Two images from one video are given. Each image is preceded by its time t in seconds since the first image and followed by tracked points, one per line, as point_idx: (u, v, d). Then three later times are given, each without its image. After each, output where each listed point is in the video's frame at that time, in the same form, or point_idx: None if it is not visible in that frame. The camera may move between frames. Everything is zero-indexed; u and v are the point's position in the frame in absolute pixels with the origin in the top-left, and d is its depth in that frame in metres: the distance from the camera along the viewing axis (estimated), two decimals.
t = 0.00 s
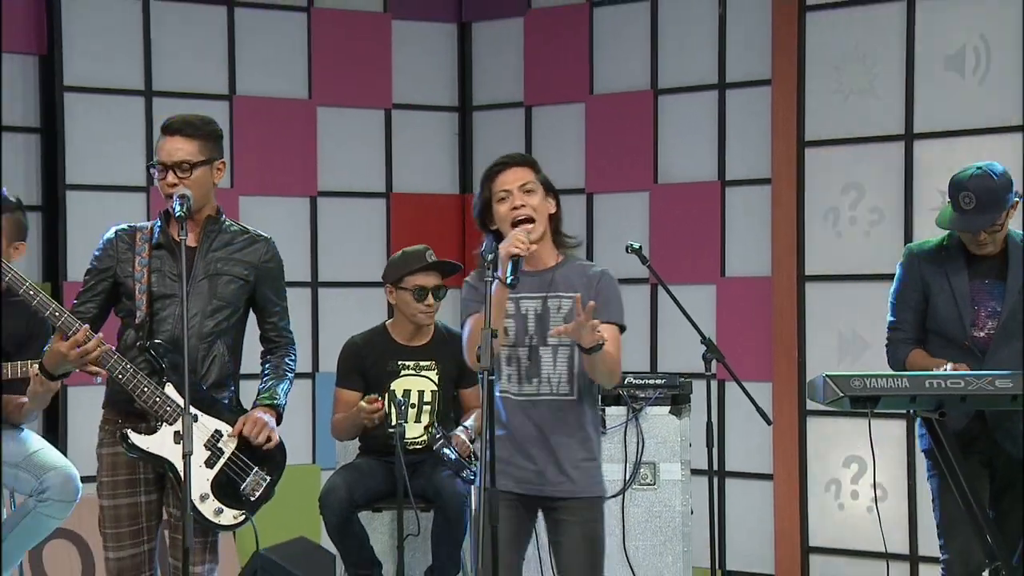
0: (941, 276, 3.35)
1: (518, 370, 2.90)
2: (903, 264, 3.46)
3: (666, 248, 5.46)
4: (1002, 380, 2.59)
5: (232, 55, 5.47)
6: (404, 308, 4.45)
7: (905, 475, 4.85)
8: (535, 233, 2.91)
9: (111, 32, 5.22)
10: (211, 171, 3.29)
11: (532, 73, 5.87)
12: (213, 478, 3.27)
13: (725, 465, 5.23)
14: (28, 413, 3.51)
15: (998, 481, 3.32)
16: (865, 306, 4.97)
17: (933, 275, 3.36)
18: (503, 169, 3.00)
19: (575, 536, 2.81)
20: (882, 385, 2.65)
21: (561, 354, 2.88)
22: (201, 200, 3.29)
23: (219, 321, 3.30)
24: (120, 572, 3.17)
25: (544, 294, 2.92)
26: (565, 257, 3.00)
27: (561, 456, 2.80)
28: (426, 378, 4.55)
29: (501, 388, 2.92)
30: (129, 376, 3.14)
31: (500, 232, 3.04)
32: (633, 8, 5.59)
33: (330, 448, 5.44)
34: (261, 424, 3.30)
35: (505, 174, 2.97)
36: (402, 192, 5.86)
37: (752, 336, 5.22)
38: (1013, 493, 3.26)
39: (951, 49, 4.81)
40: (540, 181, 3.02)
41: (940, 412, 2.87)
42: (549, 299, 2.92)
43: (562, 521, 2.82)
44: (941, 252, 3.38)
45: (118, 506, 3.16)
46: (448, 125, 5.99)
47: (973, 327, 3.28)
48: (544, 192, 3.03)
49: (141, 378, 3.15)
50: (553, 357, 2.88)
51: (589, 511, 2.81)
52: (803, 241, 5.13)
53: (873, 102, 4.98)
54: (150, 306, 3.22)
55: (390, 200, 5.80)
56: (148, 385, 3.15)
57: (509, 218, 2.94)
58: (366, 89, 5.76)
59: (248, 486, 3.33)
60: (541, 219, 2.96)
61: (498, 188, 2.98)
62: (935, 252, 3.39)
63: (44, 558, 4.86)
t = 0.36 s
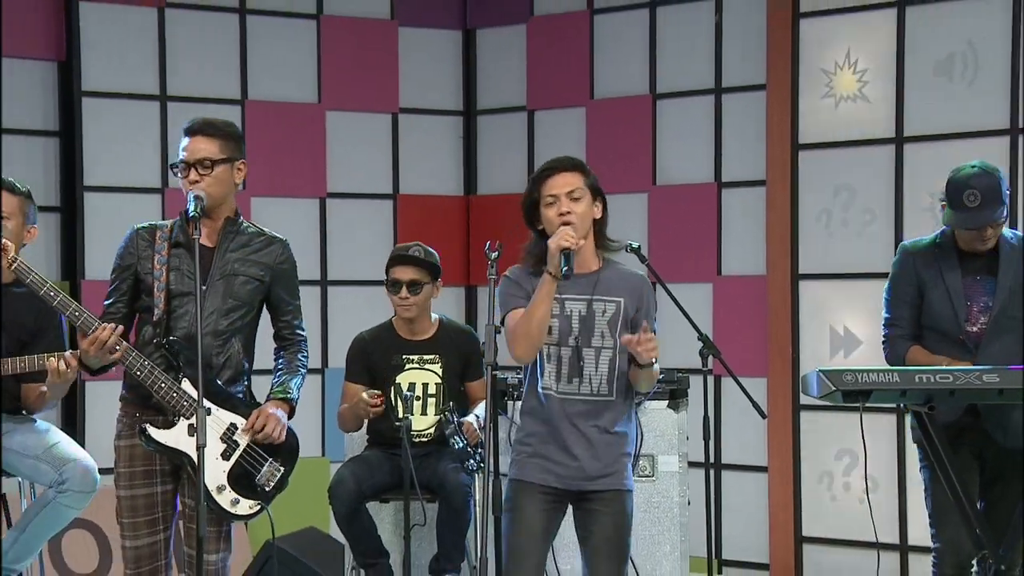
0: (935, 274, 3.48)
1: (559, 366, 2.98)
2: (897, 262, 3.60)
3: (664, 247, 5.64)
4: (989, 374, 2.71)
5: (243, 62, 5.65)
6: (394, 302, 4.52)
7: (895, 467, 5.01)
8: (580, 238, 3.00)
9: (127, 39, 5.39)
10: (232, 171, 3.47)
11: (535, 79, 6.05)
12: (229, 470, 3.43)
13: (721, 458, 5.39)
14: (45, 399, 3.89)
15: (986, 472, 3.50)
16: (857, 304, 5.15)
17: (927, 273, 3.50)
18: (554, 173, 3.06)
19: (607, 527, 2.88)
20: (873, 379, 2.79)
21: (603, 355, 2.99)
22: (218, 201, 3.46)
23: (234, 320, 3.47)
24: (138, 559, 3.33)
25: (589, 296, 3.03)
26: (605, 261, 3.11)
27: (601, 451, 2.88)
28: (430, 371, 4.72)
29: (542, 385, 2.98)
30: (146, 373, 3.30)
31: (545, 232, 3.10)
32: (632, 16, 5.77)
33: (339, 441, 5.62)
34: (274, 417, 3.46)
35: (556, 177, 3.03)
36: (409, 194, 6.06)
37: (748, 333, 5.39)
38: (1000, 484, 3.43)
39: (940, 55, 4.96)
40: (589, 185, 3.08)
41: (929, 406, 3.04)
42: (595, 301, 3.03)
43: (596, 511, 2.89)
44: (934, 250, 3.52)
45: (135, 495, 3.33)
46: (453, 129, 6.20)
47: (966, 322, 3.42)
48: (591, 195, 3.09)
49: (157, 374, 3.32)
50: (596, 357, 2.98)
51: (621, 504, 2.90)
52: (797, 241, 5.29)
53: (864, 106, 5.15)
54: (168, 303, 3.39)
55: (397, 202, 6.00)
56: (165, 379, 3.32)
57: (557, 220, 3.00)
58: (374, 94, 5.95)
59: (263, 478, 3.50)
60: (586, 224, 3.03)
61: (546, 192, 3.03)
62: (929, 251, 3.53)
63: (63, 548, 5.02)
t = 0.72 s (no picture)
0: (922, 274, 3.55)
1: (539, 365, 3.10)
2: (885, 259, 3.65)
3: (659, 246, 5.81)
4: (969, 369, 2.81)
5: (251, 67, 5.83)
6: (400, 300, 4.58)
7: (881, 458, 5.19)
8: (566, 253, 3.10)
9: (139, 45, 5.58)
10: (244, 172, 3.62)
11: (533, 83, 6.23)
12: (241, 460, 3.52)
13: (713, 450, 5.57)
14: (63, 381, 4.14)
15: (975, 461, 3.54)
16: (844, 301, 5.33)
17: (915, 272, 3.56)
18: (550, 188, 3.12)
19: (584, 519, 3.01)
20: (857, 374, 2.84)
21: (582, 358, 3.10)
22: (230, 201, 3.60)
23: (246, 318, 3.57)
24: (146, 547, 3.39)
25: (574, 300, 3.15)
26: (592, 267, 3.23)
27: (575, 451, 3.00)
28: (431, 366, 4.89)
29: (522, 383, 3.10)
30: (160, 367, 3.41)
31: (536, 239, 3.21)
32: (628, 22, 5.94)
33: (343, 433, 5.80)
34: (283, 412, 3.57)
35: (550, 195, 3.09)
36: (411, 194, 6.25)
37: (739, 330, 5.56)
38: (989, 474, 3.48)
39: (925, 61, 5.14)
40: (583, 201, 3.14)
41: (912, 399, 3.12)
42: (579, 305, 3.14)
43: (573, 504, 3.02)
44: (922, 250, 3.58)
45: (146, 485, 3.41)
46: (454, 132, 6.38)
47: (953, 319, 3.50)
48: (586, 211, 3.15)
49: (171, 369, 3.41)
50: (574, 359, 3.09)
51: (598, 498, 3.04)
52: (786, 241, 5.47)
53: (851, 110, 5.33)
54: (181, 300, 3.50)
55: (399, 202, 6.20)
56: (178, 371, 3.41)
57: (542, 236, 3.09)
58: (376, 98, 6.13)
59: (274, 468, 3.58)
60: (575, 239, 3.12)
61: (539, 207, 3.11)
62: (918, 249, 3.60)
63: (76, 537, 5.19)
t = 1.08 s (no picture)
0: (914, 259, 3.69)
1: (513, 360, 3.28)
2: (879, 248, 3.79)
3: (656, 243, 6.00)
4: (955, 360, 2.95)
5: (261, 69, 6.03)
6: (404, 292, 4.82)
7: (870, 447, 5.36)
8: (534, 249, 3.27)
9: (153, 48, 5.77)
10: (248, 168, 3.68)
11: (534, 84, 6.42)
12: (255, 448, 3.62)
13: (708, 440, 5.75)
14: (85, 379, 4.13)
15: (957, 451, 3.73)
16: (834, 296, 5.51)
17: (907, 259, 3.70)
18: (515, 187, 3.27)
19: (568, 502, 3.22)
20: (848, 364, 2.98)
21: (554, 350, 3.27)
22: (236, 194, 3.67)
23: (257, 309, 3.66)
24: (161, 530, 3.52)
25: (544, 296, 3.31)
26: (562, 262, 3.38)
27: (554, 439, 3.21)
28: (435, 356, 5.06)
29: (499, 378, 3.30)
30: (180, 361, 3.50)
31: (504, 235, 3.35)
32: (625, 26, 6.14)
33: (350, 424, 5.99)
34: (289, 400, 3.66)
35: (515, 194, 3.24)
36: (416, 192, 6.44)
37: (733, 323, 5.75)
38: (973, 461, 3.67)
39: (912, 63, 5.33)
40: (549, 199, 3.29)
41: (901, 389, 3.29)
42: (549, 301, 3.30)
43: (556, 489, 3.23)
44: (915, 239, 3.73)
45: (161, 470, 3.53)
46: (457, 132, 6.56)
47: (942, 308, 3.66)
48: (552, 208, 3.30)
49: (189, 362, 3.50)
50: (546, 353, 3.27)
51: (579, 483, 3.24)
52: (778, 237, 5.66)
53: (841, 111, 5.51)
54: (194, 297, 3.59)
55: (404, 201, 6.39)
56: (191, 365, 3.50)
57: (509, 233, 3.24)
58: (382, 100, 6.33)
59: (286, 455, 3.69)
60: (543, 235, 3.28)
61: (506, 205, 3.26)
62: (911, 237, 3.74)
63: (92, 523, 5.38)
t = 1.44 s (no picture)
0: (898, 257, 3.75)
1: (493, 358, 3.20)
2: (863, 247, 3.83)
3: (651, 240, 6.20)
4: (941, 351, 3.00)
5: (269, 71, 6.23)
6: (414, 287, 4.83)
7: (858, 437, 5.54)
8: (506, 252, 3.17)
9: (164, 51, 5.97)
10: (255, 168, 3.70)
11: (532, 85, 6.61)
12: (263, 435, 3.68)
13: (702, 430, 5.94)
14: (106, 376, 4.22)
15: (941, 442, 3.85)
16: (823, 290, 5.70)
17: (891, 257, 3.76)
18: (484, 193, 3.19)
19: (557, 488, 3.14)
20: (836, 355, 3.03)
21: (534, 348, 3.21)
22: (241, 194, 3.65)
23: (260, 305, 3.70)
24: (165, 515, 3.55)
25: (520, 295, 3.22)
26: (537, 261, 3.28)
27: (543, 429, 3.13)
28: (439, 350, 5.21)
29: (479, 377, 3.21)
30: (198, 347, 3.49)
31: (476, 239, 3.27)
32: (621, 29, 6.33)
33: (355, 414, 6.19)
34: (296, 391, 3.74)
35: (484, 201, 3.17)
36: (418, 191, 6.63)
37: (723, 318, 5.97)
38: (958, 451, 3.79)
39: (898, 65, 5.52)
40: (519, 202, 3.21)
41: (887, 377, 3.36)
42: (526, 300, 3.22)
43: (544, 476, 3.14)
44: (898, 238, 3.78)
45: (167, 456, 3.55)
46: (457, 132, 6.75)
47: (926, 303, 3.72)
48: (523, 211, 3.22)
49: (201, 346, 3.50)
50: (526, 350, 3.21)
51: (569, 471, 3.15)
52: (769, 234, 5.85)
53: (830, 111, 5.71)
54: (204, 290, 3.60)
55: (407, 199, 6.59)
56: (206, 354, 3.51)
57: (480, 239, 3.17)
58: (386, 101, 6.53)
59: (288, 445, 3.76)
60: (513, 238, 3.19)
61: (476, 212, 3.19)
62: (894, 236, 3.79)
63: (106, 509, 5.58)
